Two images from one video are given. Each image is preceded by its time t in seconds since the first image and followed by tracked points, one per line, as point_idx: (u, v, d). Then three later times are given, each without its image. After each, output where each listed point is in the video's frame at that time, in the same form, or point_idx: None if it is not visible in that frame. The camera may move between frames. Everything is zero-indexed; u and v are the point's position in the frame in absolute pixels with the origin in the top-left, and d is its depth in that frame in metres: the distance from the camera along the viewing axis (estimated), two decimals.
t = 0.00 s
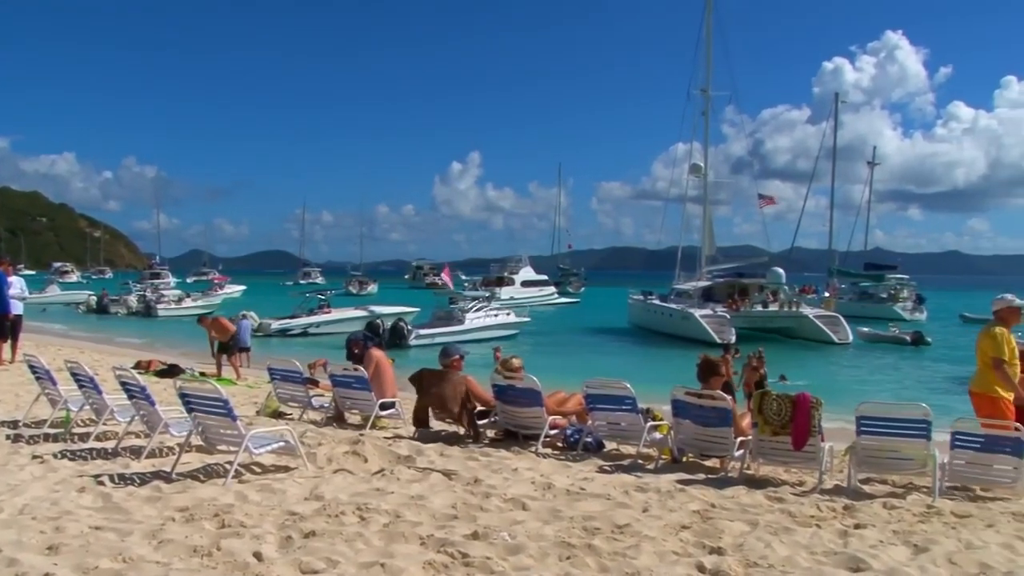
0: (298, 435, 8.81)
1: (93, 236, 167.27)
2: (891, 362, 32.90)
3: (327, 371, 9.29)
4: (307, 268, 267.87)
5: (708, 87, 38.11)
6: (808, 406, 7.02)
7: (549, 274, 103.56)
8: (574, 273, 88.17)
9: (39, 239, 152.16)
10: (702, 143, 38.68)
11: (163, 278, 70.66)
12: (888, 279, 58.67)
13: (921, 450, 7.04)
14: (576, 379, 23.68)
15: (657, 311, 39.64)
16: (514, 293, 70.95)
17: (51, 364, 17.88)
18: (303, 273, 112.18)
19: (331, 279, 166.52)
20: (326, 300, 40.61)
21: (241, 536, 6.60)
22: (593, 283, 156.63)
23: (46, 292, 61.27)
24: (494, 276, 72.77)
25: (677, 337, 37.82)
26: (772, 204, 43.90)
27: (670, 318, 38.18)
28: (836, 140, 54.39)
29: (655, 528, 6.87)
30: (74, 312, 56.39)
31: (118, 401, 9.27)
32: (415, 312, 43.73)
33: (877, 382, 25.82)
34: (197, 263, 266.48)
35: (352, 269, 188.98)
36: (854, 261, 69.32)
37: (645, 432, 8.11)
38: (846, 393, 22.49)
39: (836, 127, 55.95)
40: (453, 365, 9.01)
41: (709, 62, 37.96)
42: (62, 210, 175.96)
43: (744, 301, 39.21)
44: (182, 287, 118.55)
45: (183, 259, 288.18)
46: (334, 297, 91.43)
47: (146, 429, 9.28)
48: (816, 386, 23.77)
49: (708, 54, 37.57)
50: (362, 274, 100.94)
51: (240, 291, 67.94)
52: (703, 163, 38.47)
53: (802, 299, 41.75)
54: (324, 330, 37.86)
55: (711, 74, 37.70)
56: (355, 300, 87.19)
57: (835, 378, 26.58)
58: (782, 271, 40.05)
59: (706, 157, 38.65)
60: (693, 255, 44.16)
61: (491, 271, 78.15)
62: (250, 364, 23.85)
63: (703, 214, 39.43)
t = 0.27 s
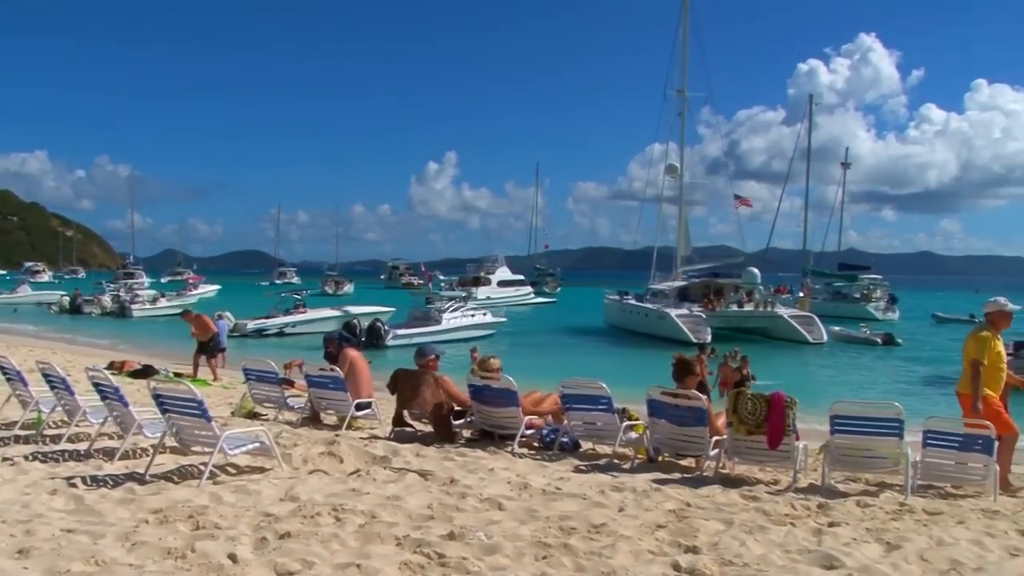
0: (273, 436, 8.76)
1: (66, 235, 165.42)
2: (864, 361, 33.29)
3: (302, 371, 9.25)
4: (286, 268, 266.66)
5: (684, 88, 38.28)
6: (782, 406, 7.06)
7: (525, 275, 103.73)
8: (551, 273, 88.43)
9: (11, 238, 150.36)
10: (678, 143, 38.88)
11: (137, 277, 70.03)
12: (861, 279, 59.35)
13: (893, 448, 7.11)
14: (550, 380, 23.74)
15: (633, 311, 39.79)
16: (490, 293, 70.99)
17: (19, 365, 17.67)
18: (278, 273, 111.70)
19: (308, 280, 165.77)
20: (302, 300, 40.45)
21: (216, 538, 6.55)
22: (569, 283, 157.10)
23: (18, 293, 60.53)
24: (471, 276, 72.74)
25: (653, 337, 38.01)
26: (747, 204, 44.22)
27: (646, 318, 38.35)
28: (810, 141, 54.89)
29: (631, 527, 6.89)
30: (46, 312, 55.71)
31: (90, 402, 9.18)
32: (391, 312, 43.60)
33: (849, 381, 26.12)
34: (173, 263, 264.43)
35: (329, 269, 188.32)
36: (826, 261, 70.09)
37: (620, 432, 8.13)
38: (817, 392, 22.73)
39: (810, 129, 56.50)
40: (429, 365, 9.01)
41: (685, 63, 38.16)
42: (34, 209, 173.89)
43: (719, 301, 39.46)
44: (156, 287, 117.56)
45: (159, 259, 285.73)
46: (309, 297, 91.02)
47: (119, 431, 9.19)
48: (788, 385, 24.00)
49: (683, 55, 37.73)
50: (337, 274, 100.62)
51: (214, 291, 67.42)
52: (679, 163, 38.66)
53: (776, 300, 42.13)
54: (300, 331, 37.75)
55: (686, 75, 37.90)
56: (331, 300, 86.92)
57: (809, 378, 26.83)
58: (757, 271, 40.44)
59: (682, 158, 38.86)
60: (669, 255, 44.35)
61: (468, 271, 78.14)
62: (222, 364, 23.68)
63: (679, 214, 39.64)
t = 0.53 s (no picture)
0: (248, 436, 8.71)
1: (38, 234, 163.46)
2: (837, 360, 33.64)
3: (278, 372, 9.20)
4: (264, 268, 265.27)
5: (660, 89, 38.44)
6: (756, 405, 7.10)
7: (501, 275, 103.93)
8: (527, 273, 88.63)
9: None
10: (655, 144, 39.04)
11: (110, 277, 69.34)
12: (835, 280, 60.05)
13: (867, 447, 7.18)
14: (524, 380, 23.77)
15: (609, 311, 39.91)
16: (467, 293, 70.96)
17: None
18: (253, 273, 111.13)
19: (284, 280, 164.99)
20: (277, 300, 40.27)
21: (190, 540, 6.50)
22: (546, 283, 157.50)
23: None
24: (448, 276, 72.68)
25: (628, 336, 38.17)
26: (723, 205, 44.50)
27: (622, 317, 38.46)
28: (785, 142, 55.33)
29: (607, 526, 6.91)
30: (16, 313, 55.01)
31: (62, 404, 9.08)
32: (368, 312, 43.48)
33: (822, 380, 26.40)
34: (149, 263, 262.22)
35: (305, 269, 187.61)
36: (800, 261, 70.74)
37: (597, 432, 8.14)
38: (789, 391, 22.94)
39: (785, 130, 56.97)
40: (405, 366, 8.94)
41: (661, 64, 38.31)
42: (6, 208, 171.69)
43: (694, 301, 39.76)
44: (129, 287, 116.56)
45: (136, 259, 283.24)
46: (285, 298, 90.42)
47: (91, 432, 9.10)
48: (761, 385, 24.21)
49: (660, 57, 37.88)
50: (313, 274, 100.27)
51: (189, 291, 66.90)
52: (656, 164, 38.83)
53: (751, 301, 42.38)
54: (276, 331, 37.60)
55: (663, 76, 38.06)
56: (306, 300, 86.57)
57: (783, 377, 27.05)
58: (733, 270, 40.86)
59: (659, 158, 39.02)
60: (644, 256, 44.50)
61: (444, 271, 78.08)
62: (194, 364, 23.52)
63: (656, 215, 39.81)
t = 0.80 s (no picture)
0: (224, 438, 8.65)
1: (11, 234, 161.66)
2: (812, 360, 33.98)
3: (254, 372, 9.16)
4: (243, 268, 263.90)
5: (638, 90, 38.59)
6: (732, 405, 7.14)
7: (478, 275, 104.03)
8: (504, 274, 88.82)
9: None
10: (632, 145, 39.18)
11: (84, 277, 68.66)
12: (809, 280, 60.64)
13: (842, 445, 7.23)
14: (499, 380, 23.82)
15: (586, 311, 40.03)
16: (445, 293, 70.92)
17: None
18: (229, 273, 110.56)
19: (262, 280, 164.26)
20: (254, 300, 40.08)
21: (165, 542, 6.45)
22: (524, 283, 157.92)
23: None
24: (425, 276, 72.69)
25: (605, 336, 38.33)
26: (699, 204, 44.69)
27: (599, 317, 38.57)
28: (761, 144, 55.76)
29: (584, 526, 6.92)
30: None
31: (35, 405, 8.99)
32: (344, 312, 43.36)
33: (797, 380, 26.64)
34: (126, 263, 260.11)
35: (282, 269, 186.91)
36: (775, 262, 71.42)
37: (573, 432, 8.16)
38: (762, 390, 23.17)
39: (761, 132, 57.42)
40: (382, 365, 8.92)
41: (639, 65, 38.45)
42: None
43: (671, 301, 40.17)
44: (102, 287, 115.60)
45: (106, 258, 281.49)
46: (261, 298, 90.02)
47: (64, 434, 9.02)
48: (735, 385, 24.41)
49: (637, 58, 38.03)
50: (289, 274, 99.92)
51: (164, 291, 66.42)
52: (633, 164, 38.98)
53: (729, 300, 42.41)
54: (253, 331, 37.43)
55: (641, 78, 38.20)
56: (283, 300, 86.22)
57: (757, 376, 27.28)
58: (709, 270, 41.74)
59: (636, 159, 39.18)
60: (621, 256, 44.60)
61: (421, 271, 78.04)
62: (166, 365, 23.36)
63: (633, 216, 39.95)
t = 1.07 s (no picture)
0: (199, 438, 8.59)
1: None
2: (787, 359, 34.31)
3: (229, 373, 9.10)
4: (221, 268, 262.43)
5: (616, 91, 38.74)
6: (708, 404, 7.18)
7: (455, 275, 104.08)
8: (481, 274, 88.94)
9: None
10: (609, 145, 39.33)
11: (57, 277, 67.91)
12: (785, 280, 61.20)
13: (817, 445, 7.28)
14: (473, 380, 23.86)
15: (563, 311, 40.14)
16: (422, 293, 70.84)
17: None
18: (204, 273, 109.95)
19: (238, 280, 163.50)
20: (230, 300, 39.87)
21: (140, 545, 6.39)
22: (501, 283, 158.29)
23: None
24: (402, 276, 72.69)
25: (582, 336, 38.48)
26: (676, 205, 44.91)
27: (577, 316, 38.72)
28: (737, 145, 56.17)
29: (560, 526, 6.93)
30: None
31: (6, 407, 8.89)
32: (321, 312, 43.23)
33: (772, 379, 26.89)
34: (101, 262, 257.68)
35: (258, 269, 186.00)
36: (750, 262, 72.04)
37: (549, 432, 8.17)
38: (734, 390, 23.36)
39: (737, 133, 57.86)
40: (358, 365, 8.88)
41: (617, 66, 38.58)
42: None
43: (648, 300, 40.36)
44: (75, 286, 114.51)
45: (82, 257, 278.87)
46: (237, 298, 89.55)
47: (36, 436, 8.92)
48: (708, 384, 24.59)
49: (615, 59, 38.17)
50: (265, 274, 99.61)
51: (139, 291, 65.89)
52: (610, 165, 39.13)
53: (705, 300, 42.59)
54: (229, 331, 37.27)
55: (618, 78, 38.33)
56: (259, 300, 85.80)
57: (732, 375, 27.52)
58: (686, 271, 42.14)
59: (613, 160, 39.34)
60: (597, 256, 44.74)
61: (398, 271, 77.99)
62: (138, 366, 23.19)
63: (610, 216, 40.11)
